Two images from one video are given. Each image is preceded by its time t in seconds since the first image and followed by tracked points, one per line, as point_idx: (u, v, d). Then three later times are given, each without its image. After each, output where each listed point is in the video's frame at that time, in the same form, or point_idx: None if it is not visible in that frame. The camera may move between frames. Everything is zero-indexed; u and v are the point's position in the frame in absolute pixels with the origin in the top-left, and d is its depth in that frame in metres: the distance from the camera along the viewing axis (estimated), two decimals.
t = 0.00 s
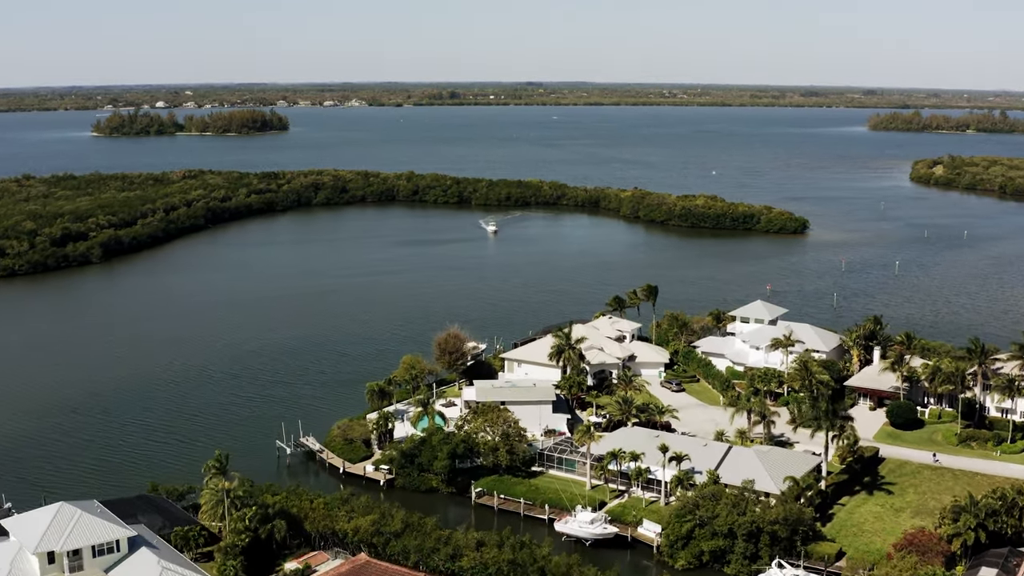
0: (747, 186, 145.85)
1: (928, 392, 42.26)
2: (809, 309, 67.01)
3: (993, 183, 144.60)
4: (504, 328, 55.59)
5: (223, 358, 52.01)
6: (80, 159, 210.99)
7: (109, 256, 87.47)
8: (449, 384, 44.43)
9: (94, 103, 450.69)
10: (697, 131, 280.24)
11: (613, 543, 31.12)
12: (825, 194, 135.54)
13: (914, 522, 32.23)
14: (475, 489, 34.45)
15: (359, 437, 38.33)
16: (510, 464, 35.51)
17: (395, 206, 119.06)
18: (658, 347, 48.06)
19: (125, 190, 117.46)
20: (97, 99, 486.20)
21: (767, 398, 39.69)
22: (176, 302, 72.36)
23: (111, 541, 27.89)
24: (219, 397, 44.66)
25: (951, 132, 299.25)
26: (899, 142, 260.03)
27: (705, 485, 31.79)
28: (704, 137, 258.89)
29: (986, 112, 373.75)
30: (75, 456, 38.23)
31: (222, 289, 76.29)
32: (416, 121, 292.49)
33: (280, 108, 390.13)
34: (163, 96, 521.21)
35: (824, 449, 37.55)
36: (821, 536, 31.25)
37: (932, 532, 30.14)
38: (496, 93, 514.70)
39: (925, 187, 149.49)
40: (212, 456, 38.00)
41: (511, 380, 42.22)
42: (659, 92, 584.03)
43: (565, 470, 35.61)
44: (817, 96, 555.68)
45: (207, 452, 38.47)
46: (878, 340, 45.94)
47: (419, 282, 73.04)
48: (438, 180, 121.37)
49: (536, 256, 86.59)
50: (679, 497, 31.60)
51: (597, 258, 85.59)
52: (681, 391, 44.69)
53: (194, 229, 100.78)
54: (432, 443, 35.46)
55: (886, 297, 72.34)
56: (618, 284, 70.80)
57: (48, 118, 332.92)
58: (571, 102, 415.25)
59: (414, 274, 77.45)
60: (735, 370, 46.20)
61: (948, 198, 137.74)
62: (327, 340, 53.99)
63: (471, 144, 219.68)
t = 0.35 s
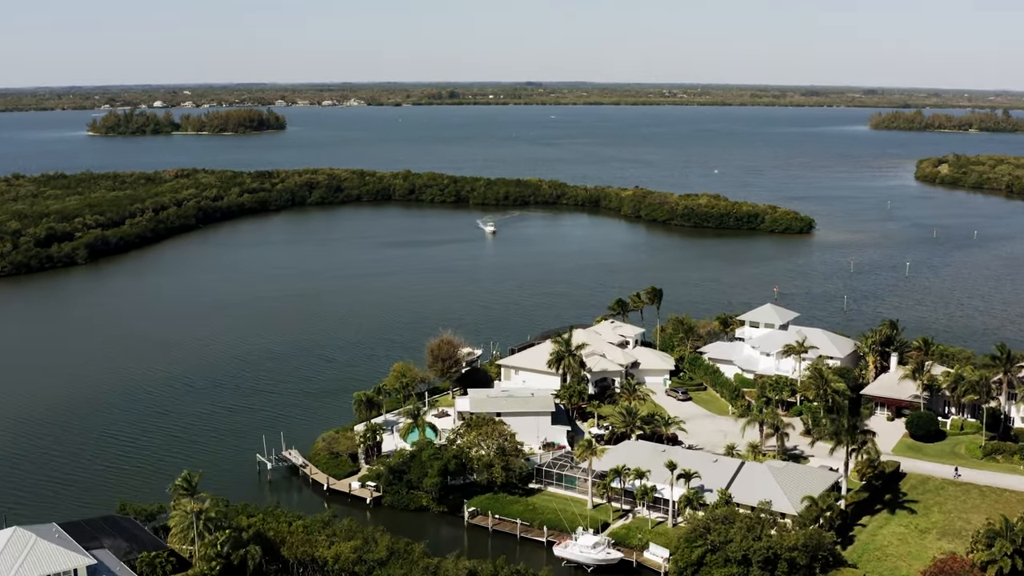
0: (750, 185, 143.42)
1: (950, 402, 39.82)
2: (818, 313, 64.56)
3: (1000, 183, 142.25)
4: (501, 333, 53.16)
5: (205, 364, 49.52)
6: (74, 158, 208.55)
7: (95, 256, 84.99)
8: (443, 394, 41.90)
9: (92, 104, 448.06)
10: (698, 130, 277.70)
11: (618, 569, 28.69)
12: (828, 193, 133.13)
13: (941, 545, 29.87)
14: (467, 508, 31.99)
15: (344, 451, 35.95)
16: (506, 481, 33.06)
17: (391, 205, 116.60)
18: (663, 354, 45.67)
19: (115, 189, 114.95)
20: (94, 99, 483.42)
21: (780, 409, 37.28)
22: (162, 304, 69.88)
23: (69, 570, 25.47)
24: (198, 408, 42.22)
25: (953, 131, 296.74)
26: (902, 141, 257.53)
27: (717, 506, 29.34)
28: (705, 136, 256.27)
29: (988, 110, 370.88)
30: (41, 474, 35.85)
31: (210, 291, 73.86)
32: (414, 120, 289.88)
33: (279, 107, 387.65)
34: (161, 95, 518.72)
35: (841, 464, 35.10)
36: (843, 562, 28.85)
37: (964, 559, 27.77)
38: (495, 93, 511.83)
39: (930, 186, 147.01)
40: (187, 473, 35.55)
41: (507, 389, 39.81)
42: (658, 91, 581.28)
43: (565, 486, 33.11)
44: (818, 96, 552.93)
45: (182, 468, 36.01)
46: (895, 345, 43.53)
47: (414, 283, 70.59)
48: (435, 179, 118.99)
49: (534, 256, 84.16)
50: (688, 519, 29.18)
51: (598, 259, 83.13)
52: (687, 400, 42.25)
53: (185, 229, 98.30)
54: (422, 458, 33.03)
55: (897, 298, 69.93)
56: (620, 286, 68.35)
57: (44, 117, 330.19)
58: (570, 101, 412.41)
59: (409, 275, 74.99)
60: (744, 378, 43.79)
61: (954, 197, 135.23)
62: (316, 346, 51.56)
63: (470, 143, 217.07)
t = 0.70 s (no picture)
0: (752, 184, 141.24)
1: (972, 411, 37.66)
2: (826, 315, 62.40)
3: (1006, 182, 140.09)
4: (497, 337, 51.01)
5: (188, 370, 47.32)
6: (68, 158, 206.18)
7: (82, 257, 82.79)
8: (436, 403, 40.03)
9: (90, 103, 445.83)
10: (698, 129, 275.44)
11: None
12: (832, 193, 130.97)
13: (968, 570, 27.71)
14: (459, 529, 29.82)
15: (330, 465, 33.75)
16: (501, 499, 30.91)
17: (387, 205, 114.41)
18: (667, 360, 43.56)
19: (106, 188, 112.73)
20: (91, 99, 480.86)
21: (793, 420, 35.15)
22: (148, 305, 67.68)
23: None
24: (177, 419, 40.07)
25: (955, 130, 294.32)
26: (904, 140, 255.28)
27: (728, 530, 27.16)
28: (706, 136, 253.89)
29: (990, 110, 368.58)
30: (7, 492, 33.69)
31: (199, 292, 71.66)
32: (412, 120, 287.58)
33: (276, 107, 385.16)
34: (159, 96, 516.32)
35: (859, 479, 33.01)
36: None
37: None
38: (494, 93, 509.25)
39: (935, 186, 144.79)
40: (161, 490, 33.39)
41: (504, 398, 37.68)
42: (658, 91, 578.64)
43: (564, 505, 30.91)
44: (818, 95, 550.64)
45: (156, 485, 33.84)
46: (911, 352, 41.40)
47: (408, 285, 68.42)
48: (432, 179, 116.88)
49: (533, 257, 81.97)
50: (698, 542, 27.00)
51: (598, 260, 80.94)
52: (693, 409, 40.11)
53: (176, 229, 96.11)
54: (411, 474, 30.87)
55: (907, 300, 67.75)
56: (621, 287, 66.19)
57: (40, 116, 327.70)
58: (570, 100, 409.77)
59: (403, 276, 72.81)
60: (753, 386, 41.69)
61: (959, 197, 133.04)
62: (304, 351, 49.40)
63: (468, 142, 214.70)
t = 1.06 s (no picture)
0: (755, 184, 138.80)
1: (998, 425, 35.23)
2: (836, 319, 59.93)
3: (1014, 182, 137.74)
4: (493, 343, 48.58)
5: (166, 377, 44.86)
6: (61, 157, 203.53)
7: (67, 258, 80.33)
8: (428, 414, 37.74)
9: (88, 103, 443.21)
10: (699, 129, 272.96)
11: None
12: (837, 193, 128.59)
13: None
14: (450, 557, 27.36)
15: (312, 485, 31.30)
16: (495, 524, 28.47)
17: (383, 205, 111.99)
18: (673, 368, 41.16)
19: (96, 188, 110.28)
20: (89, 99, 478.55)
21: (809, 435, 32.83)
22: (132, 307, 65.24)
23: None
24: (151, 433, 37.61)
25: (958, 130, 291.77)
26: (907, 140, 252.78)
27: (745, 561, 24.65)
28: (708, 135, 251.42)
29: (993, 109, 366.22)
30: None
31: (186, 293, 69.22)
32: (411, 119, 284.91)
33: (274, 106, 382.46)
34: (157, 95, 513.36)
35: (882, 500, 30.65)
36: None
37: None
38: (494, 92, 506.52)
39: (941, 186, 142.44)
40: (130, 513, 30.98)
41: (499, 411, 35.34)
42: (658, 91, 576.01)
43: (563, 530, 28.46)
44: (818, 95, 548.03)
45: (124, 510, 31.38)
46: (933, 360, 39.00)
47: (402, 285, 65.95)
48: (429, 178, 114.49)
49: (532, 258, 79.51)
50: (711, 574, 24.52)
51: (599, 261, 78.57)
52: (701, 421, 37.71)
53: (165, 229, 93.65)
54: (398, 497, 28.41)
55: (919, 302, 65.33)
56: (623, 290, 63.75)
57: (37, 115, 325.15)
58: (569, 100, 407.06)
59: (397, 276, 70.30)
60: (764, 396, 39.31)
61: (966, 197, 130.57)
62: (290, 358, 46.94)
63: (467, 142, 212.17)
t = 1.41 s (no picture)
0: (758, 183, 136.63)
1: None
2: (845, 323, 57.87)
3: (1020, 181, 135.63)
4: (490, 349, 46.48)
5: (147, 386, 42.68)
6: (56, 157, 201.29)
7: (54, 259, 78.21)
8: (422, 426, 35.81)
9: (85, 103, 440.97)
10: (700, 129, 270.85)
11: None
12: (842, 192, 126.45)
13: None
14: None
15: (295, 505, 29.18)
16: (491, 548, 26.33)
17: (379, 204, 109.87)
18: (680, 377, 39.01)
19: (86, 187, 108.10)
20: (87, 99, 476.08)
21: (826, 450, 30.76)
22: (117, 309, 63.06)
23: None
24: (127, 448, 35.40)
25: (961, 130, 289.58)
26: (910, 139, 250.68)
27: None
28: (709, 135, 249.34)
29: (994, 108, 364.21)
30: None
31: (174, 294, 67.06)
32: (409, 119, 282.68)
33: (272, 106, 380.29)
34: (154, 95, 511.06)
35: (903, 519, 28.65)
36: None
37: None
38: (493, 92, 504.38)
39: (947, 186, 140.35)
40: (100, 536, 28.86)
41: (497, 422, 33.24)
42: (658, 90, 573.82)
43: (564, 555, 26.34)
44: (818, 95, 545.82)
45: (93, 531, 29.25)
46: (955, 369, 36.83)
47: (397, 287, 63.87)
48: (426, 177, 112.38)
49: (531, 260, 77.43)
50: None
51: (600, 263, 76.50)
52: (710, 433, 35.62)
53: (156, 229, 91.49)
54: (386, 519, 26.17)
55: (931, 305, 63.27)
56: (625, 293, 61.67)
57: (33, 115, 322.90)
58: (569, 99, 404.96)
59: (392, 277, 68.18)
60: (777, 406, 37.18)
61: (973, 197, 128.44)
62: (277, 366, 44.78)
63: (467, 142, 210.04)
